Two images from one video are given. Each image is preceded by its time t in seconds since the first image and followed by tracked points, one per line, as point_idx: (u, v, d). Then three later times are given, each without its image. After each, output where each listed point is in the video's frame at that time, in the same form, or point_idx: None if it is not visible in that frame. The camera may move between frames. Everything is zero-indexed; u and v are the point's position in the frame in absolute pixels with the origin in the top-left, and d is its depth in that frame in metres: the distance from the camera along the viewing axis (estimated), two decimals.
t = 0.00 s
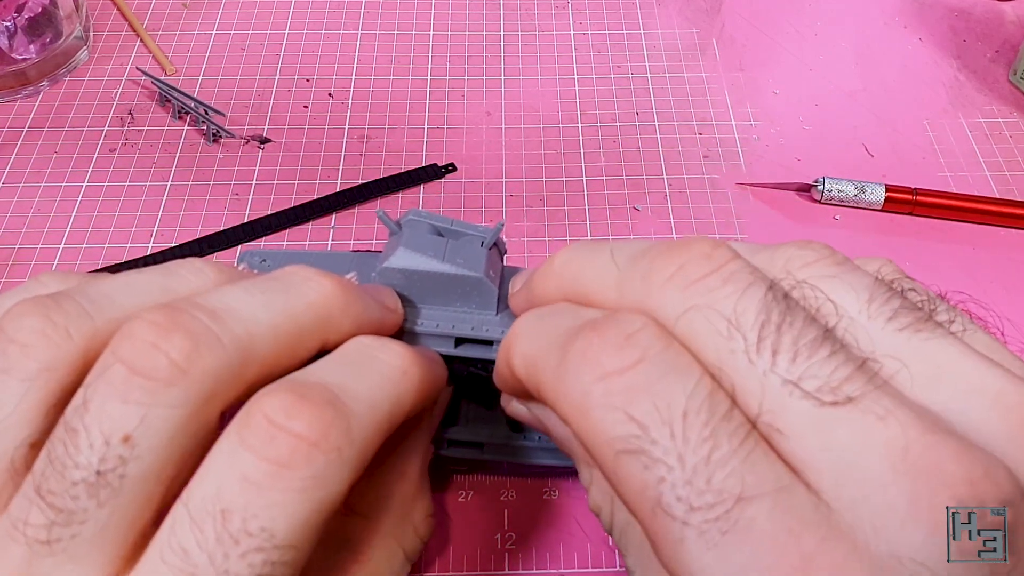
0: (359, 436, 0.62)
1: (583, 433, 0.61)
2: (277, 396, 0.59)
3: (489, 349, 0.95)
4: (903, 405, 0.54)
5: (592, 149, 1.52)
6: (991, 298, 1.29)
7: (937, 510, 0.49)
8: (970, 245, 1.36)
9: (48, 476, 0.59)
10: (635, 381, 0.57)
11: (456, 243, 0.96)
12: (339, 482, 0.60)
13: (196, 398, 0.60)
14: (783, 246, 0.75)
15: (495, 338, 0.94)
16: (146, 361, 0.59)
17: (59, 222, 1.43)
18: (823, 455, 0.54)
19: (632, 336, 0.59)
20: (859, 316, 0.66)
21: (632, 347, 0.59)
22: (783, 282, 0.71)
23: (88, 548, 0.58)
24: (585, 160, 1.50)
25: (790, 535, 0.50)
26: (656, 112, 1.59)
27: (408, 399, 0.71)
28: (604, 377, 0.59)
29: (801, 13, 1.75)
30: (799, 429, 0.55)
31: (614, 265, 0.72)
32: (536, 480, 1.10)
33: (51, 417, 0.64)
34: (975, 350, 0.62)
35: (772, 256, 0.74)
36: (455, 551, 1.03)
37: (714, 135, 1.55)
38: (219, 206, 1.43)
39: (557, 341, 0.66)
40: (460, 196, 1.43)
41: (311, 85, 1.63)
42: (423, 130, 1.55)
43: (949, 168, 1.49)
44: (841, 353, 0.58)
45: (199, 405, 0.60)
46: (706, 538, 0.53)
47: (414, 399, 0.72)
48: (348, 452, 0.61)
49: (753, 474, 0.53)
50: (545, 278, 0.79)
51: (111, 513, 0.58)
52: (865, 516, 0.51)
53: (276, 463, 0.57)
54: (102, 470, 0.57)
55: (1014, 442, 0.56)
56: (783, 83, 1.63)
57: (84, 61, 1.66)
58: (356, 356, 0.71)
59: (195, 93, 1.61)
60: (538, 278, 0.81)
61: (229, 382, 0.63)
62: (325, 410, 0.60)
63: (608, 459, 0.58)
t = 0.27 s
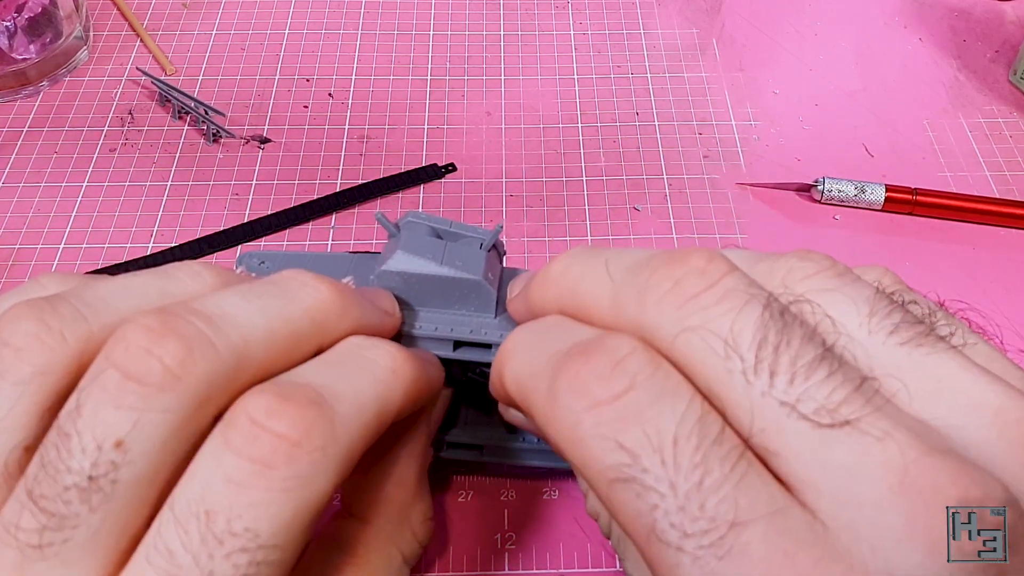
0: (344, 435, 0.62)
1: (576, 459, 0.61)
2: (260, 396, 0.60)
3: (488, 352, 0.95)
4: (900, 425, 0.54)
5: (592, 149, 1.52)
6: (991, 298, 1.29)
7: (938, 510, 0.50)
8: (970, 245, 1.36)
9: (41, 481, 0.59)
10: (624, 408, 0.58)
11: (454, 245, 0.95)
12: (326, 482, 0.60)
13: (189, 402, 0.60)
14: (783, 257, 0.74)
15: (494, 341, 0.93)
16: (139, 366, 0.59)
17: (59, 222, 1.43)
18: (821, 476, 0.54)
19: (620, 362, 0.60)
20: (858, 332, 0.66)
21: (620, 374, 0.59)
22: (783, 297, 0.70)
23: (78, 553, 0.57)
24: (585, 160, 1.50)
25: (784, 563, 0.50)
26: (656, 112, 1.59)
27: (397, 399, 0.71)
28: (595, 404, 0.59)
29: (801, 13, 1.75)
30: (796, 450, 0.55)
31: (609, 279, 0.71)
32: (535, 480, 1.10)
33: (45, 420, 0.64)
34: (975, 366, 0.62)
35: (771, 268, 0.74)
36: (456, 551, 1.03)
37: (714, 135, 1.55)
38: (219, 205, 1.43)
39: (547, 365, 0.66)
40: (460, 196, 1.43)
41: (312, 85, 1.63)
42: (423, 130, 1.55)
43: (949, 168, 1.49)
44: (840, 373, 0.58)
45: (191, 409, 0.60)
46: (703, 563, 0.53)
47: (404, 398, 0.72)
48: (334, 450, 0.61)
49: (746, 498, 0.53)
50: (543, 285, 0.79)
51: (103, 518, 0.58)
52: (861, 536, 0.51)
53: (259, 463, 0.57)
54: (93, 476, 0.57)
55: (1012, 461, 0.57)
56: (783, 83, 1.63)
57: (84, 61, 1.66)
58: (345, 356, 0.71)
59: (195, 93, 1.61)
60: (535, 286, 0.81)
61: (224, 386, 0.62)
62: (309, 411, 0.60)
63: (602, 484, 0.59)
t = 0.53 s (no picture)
0: (333, 441, 0.62)
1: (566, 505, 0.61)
2: (248, 401, 0.60)
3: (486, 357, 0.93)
4: (910, 447, 0.55)
5: (592, 149, 1.52)
6: (991, 298, 1.29)
7: (938, 509, 0.51)
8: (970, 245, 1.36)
9: (31, 488, 0.59)
10: (612, 459, 0.56)
11: (451, 249, 0.94)
12: (314, 487, 0.60)
13: (180, 409, 0.60)
14: (788, 272, 0.73)
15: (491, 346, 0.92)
16: (129, 373, 0.59)
17: (59, 222, 1.43)
18: (829, 501, 0.54)
19: (603, 411, 0.58)
20: (864, 352, 0.66)
21: (603, 424, 0.57)
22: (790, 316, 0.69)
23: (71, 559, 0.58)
24: (585, 160, 1.50)
25: None
26: (656, 112, 1.59)
27: (387, 402, 0.70)
28: (580, 455, 0.57)
29: (801, 13, 1.75)
30: (804, 473, 0.55)
31: (618, 293, 0.70)
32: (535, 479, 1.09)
33: (38, 426, 0.64)
34: (981, 386, 0.62)
35: (776, 283, 0.73)
36: (455, 551, 1.03)
37: (714, 135, 1.55)
38: (219, 205, 1.43)
39: (529, 412, 0.64)
40: (460, 195, 1.43)
41: (312, 85, 1.63)
42: (422, 130, 1.55)
43: (949, 168, 1.49)
44: (850, 396, 0.58)
45: (183, 416, 0.60)
46: None
47: (395, 401, 0.71)
48: (321, 455, 0.61)
49: (744, 537, 0.53)
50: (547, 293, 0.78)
51: (93, 525, 0.58)
52: (865, 555, 0.52)
53: (246, 469, 0.57)
54: (83, 483, 0.57)
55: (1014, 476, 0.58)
56: (783, 83, 1.63)
57: (84, 61, 1.66)
58: (334, 359, 0.70)
59: (195, 93, 1.61)
60: (537, 297, 0.80)
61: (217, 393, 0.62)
62: (296, 416, 0.60)
63: (597, 528, 0.58)
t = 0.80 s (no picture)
0: (336, 449, 0.62)
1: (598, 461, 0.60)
2: (251, 408, 0.60)
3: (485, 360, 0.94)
4: (919, 432, 0.55)
5: (592, 149, 1.52)
6: (991, 298, 1.29)
7: (939, 509, 0.51)
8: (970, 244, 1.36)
9: (32, 494, 0.59)
10: (656, 412, 0.57)
11: (449, 251, 0.93)
12: (318, 494, 0.60)
13: (182, 416, 0.60)
14: (791, 266, 0.73)
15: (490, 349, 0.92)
16: (130, 378, 0.59)
17: (59, 222, 1.43)
18: (843, 482, 0.54)
19: (649, 367, 0.59)
20: (870, 341, 0.65)
21: (651, 379, 0.59)
22: (796, 306, 0.69)
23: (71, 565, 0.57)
24: (585, 161, 1.50)
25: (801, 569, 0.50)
26: (656, 112, 1.59)
27: (389, 407, 0.70)
28: (624, 405, 0.58)
29: (801, 13, 1.75)
30: (815, 456, 0.55)
31: (624, 285, 0.71)
32: (535, 479, 1.10)
33: (39, 431, 0.63)
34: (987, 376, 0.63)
35: (780, 276, 0.73)
36: (455, 551, 1.03)
37: (714, 135, 1.55)
38: (219, 205, 1.43)
39: (566, 371, 0.66)
40: (460, 196, 1.43)
41: (312, 85, 1.63)
42: (423, 130, 1.55)
43: (949, 168, 1.49)
44: (859, 380, 0.59)
45: (185, 424, 0.60)
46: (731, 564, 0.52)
47: (397, 406, 0.72)
48: (325, 463, 0.61)
49: (775, 501, 0.53)
50: (548, 287, 0.78)
51: (95, 531, 0.58)
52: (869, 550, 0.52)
53: (250, 476, 0.57)
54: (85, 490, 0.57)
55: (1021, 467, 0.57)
56: (783, 83, 1.63)
57: (84, 61, 1.66)
58: (335, 363, 0.71)
59: (195, 93, 1.61)
60: (539, 292, 0.80)
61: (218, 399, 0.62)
62: (300, 423, 0.60)
63: (626, 485, 0.58)
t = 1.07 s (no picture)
0: (331, 441, 0.62)
1: (584, 478, 0.62)
2: (247, 404, 0.60)
3: (484, 360, 0.94)
4: (909, 438, 0.54)
5: (592, 149, 1.52)
6: (991, 298, 1.29)
7: (938, 510, 0.50)
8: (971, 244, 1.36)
9: (33, 493, 0.59)
10: (634, 427, 0.58)
11: (448, 250, 0.93)
12: (314, 488, 0.60)
13: (185, 416, 0.60)
14: (787, 267, 0.74)
15: (489, 349, 0.92)
16: (133, 379, 0.59)
17: (59, 222, 1.43)
18: (828, 491, 0.53)
19: (628, 382, 0.61)
20: (863, 345, 0.65)
21: (629, 394, 0.60)
22: (788, 309, 0.70)
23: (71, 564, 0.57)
24: (585, 160, 1.50)
25: None
26: (656, 112, 1.59)
27: (385, 403, 0.71)
28: (603, 422, 0.60)
29: (801, 13, 1.75)
30: (803, 464, 0.55)
31: (614, 288, 0.71)
32: (534, 479, 1.10)
33: (39, 430, 0.63)
34: (979, 379, 0.62)
35: (775, 277, 0.73)
36: (455, 551, 1.03)
37: (714, 135, 1.55)
38: (219, 205, 1.43)
39: (553, 384, 0.67)
40: (460, 195, 1.43)
41: (312, 85, 1.63)
42: (423, 130, 1.55)
43: (949, 168, 1.49)
44: (847, 387, 0.58)
45: (188, 424, 0.60)
46: None
47: (394, 403, 0.72)
48: (321, 457, 0.61)
49: (755, 513, 0.54)
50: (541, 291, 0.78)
51: (96, 530, 0.58)
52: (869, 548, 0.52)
53: (247, 470, 0.57)
54: (86, 489, 0.57)
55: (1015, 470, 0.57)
56: (783, 83, 1.63)
57: (84, 61, 1.66)
58: (334, 362, 0.71)
59: (195, 93, 1.61)
60: (534, 293, 0.80)
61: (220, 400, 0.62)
62: (295, 418, 0.60)
63: (612, 500, 0.60)
